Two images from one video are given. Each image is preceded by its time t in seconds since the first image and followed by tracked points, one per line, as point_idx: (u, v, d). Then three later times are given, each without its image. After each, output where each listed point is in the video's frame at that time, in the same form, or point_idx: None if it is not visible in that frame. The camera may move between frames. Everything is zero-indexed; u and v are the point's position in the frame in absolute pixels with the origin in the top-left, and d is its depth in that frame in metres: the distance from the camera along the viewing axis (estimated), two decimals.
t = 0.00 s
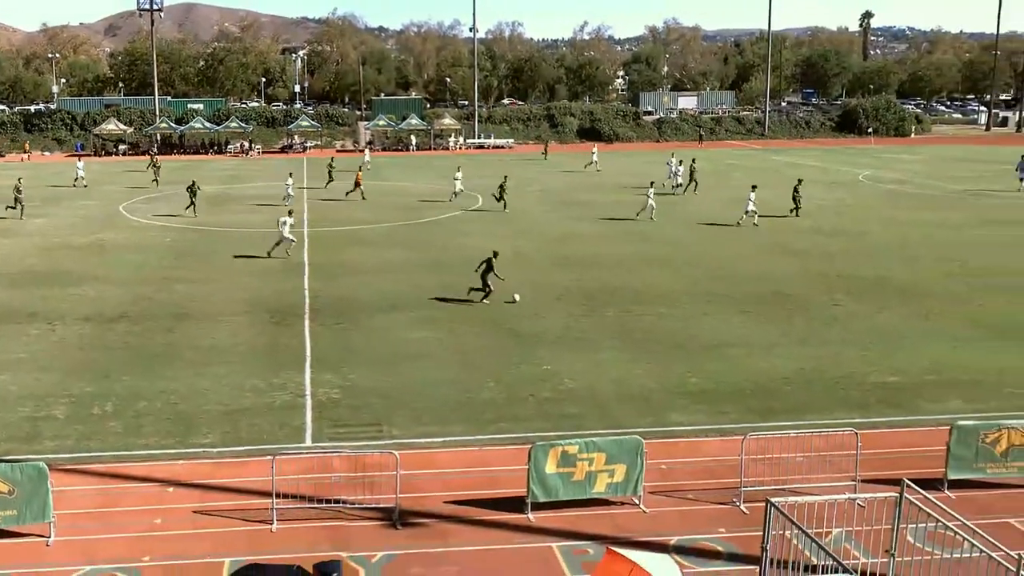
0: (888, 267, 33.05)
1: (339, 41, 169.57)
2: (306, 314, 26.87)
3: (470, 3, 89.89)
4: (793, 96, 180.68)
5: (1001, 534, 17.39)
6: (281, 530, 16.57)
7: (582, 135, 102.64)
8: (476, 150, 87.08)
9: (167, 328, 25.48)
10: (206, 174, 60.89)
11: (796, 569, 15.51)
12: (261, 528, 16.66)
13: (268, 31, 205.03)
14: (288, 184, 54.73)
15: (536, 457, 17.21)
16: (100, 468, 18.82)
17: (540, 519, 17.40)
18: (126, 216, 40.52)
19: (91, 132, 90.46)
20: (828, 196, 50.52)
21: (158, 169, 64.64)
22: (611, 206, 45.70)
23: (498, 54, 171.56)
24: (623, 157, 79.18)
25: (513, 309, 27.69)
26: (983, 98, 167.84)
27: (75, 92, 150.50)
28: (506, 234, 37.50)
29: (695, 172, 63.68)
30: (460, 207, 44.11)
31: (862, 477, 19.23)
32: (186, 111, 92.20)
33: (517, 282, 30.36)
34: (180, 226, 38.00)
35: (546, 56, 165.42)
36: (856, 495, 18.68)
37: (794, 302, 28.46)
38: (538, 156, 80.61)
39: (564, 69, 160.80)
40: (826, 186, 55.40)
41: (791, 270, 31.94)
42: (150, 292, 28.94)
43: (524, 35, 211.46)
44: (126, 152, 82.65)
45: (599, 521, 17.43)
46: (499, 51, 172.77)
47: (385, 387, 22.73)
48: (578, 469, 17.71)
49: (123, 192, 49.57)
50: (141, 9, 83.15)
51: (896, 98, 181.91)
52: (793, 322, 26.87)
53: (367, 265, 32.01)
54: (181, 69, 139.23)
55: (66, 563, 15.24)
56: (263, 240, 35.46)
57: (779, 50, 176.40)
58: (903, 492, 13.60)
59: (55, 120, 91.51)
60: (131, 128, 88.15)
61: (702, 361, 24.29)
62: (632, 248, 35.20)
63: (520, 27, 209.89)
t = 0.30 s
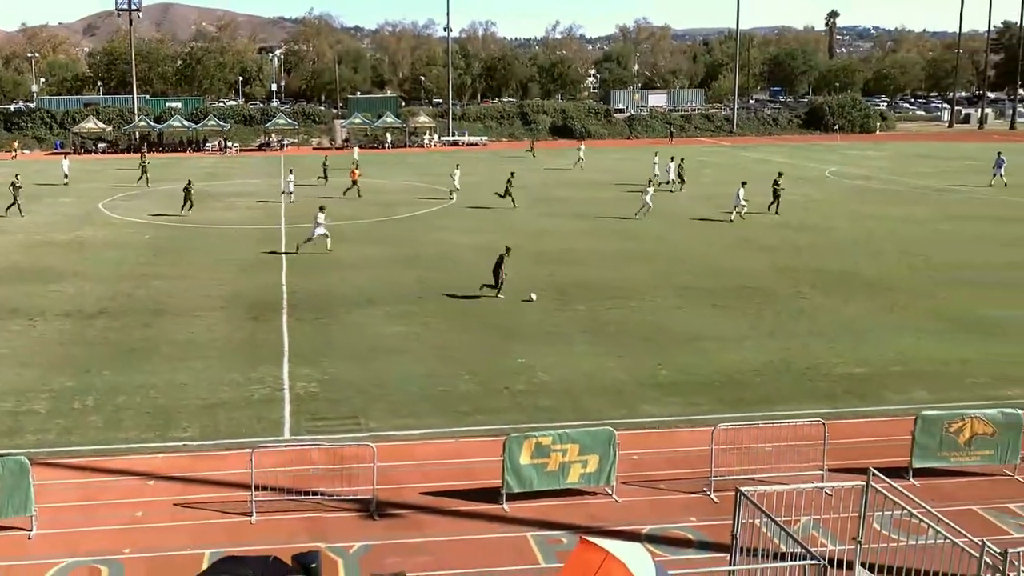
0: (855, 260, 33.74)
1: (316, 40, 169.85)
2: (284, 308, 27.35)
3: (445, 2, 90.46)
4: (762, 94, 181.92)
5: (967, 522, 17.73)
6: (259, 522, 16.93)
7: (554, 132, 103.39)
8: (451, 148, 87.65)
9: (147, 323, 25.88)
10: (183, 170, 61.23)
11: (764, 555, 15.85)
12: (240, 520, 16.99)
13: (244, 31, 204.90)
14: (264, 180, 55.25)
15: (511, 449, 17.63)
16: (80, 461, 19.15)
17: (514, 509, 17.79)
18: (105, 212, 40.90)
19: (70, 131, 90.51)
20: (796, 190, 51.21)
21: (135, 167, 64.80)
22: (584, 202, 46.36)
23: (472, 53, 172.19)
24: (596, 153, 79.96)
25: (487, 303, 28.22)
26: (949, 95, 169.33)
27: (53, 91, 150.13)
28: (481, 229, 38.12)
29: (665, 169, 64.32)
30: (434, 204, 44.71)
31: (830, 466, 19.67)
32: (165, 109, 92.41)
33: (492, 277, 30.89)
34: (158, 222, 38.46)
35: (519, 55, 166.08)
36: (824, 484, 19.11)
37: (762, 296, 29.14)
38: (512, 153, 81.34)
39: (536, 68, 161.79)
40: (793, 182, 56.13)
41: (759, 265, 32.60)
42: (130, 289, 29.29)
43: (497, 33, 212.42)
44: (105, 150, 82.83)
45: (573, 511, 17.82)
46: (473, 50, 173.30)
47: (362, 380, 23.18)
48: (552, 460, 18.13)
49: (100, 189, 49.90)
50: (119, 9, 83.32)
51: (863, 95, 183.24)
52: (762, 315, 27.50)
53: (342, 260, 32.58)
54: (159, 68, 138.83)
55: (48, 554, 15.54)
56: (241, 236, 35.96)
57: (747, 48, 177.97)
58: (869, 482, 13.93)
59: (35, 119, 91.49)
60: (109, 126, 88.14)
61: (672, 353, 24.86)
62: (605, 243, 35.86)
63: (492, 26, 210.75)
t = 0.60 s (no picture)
0: (822, 255, 34.32)
1: (288, 40, 169.87)
2: (258, 305, 27.63)
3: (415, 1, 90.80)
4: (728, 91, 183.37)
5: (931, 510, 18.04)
6: (234, 517, 17.13)
7: (524, 129, 103.94)
8: (424, 145, 88.01)
9: (122, 320, 26.08)
10: (154, 168, 61.26)
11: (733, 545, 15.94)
12: (215, 515, 17.19)
13: (214, 30, 204.13)
14: (235, 178, 55.39)
15: (482, 442, 17.91)
16: (55, 458, 19.28)
17: (486, 502, 18.05)
18: (77, 211, 40.94)
19: (43, 130, 90.15)
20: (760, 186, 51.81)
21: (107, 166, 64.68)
22: (554, 199, 46.79)
23: (443, 52, 172.76)
24: (566, 150, 80.45)
25: (459, 299, 28.57)
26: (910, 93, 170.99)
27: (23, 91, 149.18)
28: (452, 226, 38.49)
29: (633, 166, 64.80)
30: (405, 201, 45.06)
31: (795, 457, 19.99)
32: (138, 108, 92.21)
33: (464, 274, 31.24)
34: (131, 220, 38.57)
35: (488, 54, 166.73)
36: (791, 475, 19.38)
37: (731, 291, 29.63)
38: (484, 150, 81.78)
39: (506, 66, 162.96)
40: (758, 178, 56.72)
41: (727, 261, 33.10)
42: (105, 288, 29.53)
43: (467, 33, 213.03)
44: (78, 149, 82.59)
45: (544, 503, 18.10)
46: (443, 50, 173.76)
47: (335, 374, 23.49)
48: (523, 453, 18.44)
49: (70, 188, 49.86)
50: (92, 9, 83.13)
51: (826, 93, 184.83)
52: (730, 309, 27.96)
53: (315, 257, 32.87)
54: (131, 67, 138.12)
55: (25, 551, 15.69)
56: (214, 234, 36.16)
57: (714, 47, 179.54)
58: (835, 473, 14.01)
59: (8, 118, 91.04)
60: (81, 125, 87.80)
61: (641, 347, 25.27)
62: (576, 239, 36.30)
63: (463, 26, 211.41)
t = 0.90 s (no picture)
0: (796, 252, 34.61)
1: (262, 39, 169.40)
2: (233, 304, 27.69)
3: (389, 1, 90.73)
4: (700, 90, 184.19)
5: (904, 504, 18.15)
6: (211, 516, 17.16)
7: (499, 128, 104.04)
8: (399, 144, 88.03)
9: (97, 320, 26.09)
10: (127, 167, 61.03)
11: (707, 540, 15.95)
12: (192, 514, 17.21)
13: (188, 29, 203.29)
14: (208, 177, 55.29)
15: (458, 439, 17.98)
16: (31, 458, 19.27)
17: (462, 499, 18.11)
18: (51, 211, 40.79)
19: (17, 129, 89.61)
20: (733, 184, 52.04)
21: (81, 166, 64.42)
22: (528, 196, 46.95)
23: (416, 52, 172.88)
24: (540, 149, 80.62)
25: (434, 297, 28.69)
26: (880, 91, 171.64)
27: None
28: (427, 224, 38.60)
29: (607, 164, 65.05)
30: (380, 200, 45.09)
31: (770, 453, 20.11)
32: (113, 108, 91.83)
33: (440, 272, 31.38)
34: (105, 220, 38.45)
35: (462, 53, 166.76)
36: (765, 470, 19.50)
37: (706, 288, 29.84)
38: (459, 149, 81.89)
39: (480, 65, 163.23)
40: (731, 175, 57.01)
41: (702, 258, 33.35)
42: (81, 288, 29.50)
43: (441, 33, 213.01)
44: (52, 148, 82.13)
45: (521, 500, 18.19)
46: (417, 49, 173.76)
47: (309, 373, 23.57)
48: (499, 450, 18.54)
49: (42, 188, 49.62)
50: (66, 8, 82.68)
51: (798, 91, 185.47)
52: (705, 306, 28.15)
53: (291, 256, 32.92)
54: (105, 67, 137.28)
55: (1, 551, 15.69)
56: (190, 233, 36.13)
57: (687, 46, 180.28)
58: (809, 468, 13.93)
59: None
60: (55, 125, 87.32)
61: (615, 344, 25.43)
62: (551, 237, 36.46)
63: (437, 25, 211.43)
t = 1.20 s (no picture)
0: (768, 250, 34.77)
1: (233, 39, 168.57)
2: (205, 305, 27.59)
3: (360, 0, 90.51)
4: (669, 89, 184.91)
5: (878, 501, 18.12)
6: (182, 518, 17.03)
7: (471, 127, 104.04)
8: (371, 144, 87.93)
9: (68, 321, 25.92)
10: (95, 166, 60.64)
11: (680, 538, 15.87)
12: (163, 516, 17.09)
13: (158, 27, 202.01)
14: (176, 177, 55.05)
15: (431, 439, 17.89)
16: None
17: (435, 500, 18.03)
18: (20, 211, 40.48)
19: None
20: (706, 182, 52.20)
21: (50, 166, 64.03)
22: (501, 196, 46.97)
23: (387, 52, 172.57)
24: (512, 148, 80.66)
25: (407, 297, 28.66)
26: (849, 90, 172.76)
27: None
28: (400, 224, 38.57)
29: (580, 163, 65.10)
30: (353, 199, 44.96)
31: (743, 451, 20.11)
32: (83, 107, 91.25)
33: (413, 271, 31.35)
34: (76, 221, 38.22)
35: (434, 52, 166.63)
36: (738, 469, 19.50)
37: (680, 287, 29.91)
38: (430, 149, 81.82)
39: (451, 64, 163.21)
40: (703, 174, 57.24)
41: (676, 256, 33.43)
42: (51, 289, 29.31)
43: (413, 31, 212.81)
44: (21, 149, 81.50)
45: (494, 499, 18.13)
46: (387, 48, 173.39)
47: (280, 373, 23.49)
48: (472, 450, 18.48)
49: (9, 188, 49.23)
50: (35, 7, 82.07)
51: (768, 90, 186.41)
52: (678, 305, 28.20)
53: (263, 256, 32.80)
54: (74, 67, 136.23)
55: None
56: (161, 233, 35.97)
57: (658, 45, 180.93)
58: (779, 464, 13.88)
59: None
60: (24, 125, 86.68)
61: (588, 343, 25.44)
62: (524, 236, 36.48)
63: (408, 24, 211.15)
